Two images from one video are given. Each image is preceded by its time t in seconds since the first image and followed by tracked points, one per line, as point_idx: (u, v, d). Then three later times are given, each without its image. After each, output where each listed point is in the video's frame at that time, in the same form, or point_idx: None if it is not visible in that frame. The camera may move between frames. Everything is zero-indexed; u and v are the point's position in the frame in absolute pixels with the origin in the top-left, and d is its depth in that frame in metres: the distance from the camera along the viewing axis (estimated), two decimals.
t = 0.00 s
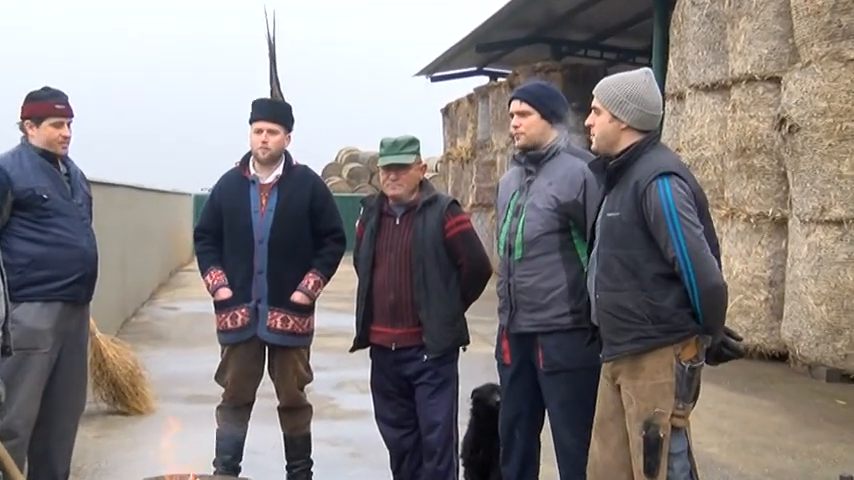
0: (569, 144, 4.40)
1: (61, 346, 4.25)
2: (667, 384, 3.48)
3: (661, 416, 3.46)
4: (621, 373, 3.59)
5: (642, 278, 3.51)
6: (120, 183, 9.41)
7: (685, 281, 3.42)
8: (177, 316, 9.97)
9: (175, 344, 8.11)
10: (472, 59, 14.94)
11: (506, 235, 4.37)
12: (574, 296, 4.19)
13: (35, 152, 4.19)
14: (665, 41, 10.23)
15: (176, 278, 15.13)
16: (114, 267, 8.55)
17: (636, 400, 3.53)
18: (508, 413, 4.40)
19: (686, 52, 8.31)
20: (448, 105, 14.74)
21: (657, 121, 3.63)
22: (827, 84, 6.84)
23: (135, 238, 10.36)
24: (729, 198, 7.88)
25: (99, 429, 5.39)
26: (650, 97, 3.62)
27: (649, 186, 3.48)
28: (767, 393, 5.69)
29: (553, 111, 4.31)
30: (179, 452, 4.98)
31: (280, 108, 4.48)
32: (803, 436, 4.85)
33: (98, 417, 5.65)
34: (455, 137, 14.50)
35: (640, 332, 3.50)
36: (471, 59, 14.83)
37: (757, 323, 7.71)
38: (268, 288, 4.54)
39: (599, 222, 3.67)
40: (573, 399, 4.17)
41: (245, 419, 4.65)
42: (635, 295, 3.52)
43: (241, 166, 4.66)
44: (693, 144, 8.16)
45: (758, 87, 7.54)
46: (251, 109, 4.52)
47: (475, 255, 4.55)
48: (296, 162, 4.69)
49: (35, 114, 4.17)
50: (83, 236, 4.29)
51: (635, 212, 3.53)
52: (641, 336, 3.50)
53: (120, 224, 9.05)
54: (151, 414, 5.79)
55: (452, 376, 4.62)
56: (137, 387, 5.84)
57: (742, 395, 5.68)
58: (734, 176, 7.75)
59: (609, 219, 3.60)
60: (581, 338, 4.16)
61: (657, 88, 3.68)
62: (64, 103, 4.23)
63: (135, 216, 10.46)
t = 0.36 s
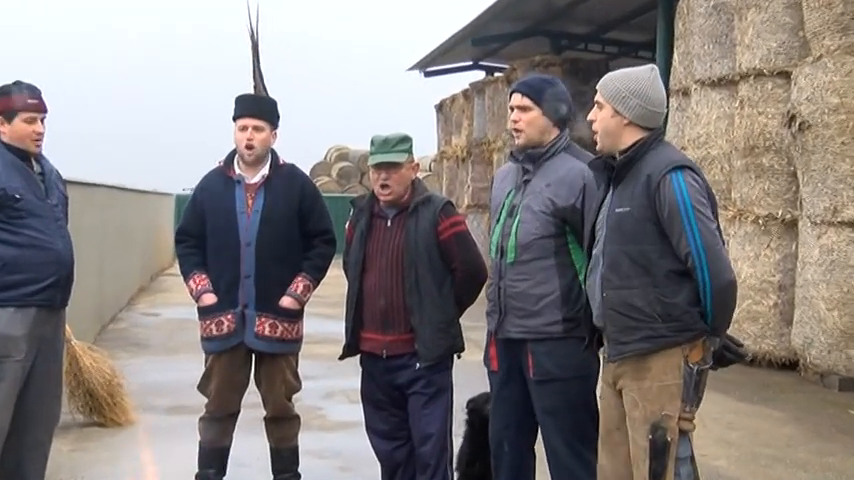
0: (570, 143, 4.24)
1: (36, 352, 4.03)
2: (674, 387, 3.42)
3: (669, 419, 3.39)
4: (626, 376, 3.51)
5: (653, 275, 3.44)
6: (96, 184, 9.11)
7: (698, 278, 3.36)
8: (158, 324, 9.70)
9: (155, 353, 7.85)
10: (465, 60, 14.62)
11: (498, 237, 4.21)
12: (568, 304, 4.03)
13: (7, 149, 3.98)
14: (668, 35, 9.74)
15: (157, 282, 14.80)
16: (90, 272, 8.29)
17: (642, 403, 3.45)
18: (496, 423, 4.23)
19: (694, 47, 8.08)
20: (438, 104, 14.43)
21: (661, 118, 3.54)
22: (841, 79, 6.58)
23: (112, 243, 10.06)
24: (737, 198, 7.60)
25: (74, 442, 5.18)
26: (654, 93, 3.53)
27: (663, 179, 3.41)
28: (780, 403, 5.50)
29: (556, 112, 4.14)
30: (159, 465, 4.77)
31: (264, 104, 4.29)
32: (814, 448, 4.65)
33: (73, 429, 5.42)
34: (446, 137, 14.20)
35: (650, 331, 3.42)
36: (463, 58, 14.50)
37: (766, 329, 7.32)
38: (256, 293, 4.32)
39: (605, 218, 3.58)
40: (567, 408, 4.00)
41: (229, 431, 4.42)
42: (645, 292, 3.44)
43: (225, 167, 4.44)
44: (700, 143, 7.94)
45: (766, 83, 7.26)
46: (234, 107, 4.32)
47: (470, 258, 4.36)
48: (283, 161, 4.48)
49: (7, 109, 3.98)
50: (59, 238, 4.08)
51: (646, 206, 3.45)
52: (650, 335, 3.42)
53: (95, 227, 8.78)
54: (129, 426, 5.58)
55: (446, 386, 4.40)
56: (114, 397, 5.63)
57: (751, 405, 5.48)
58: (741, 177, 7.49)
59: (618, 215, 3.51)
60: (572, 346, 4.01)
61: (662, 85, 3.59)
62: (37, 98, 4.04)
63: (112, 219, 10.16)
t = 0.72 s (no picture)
0: (570, 140, 4.04)
1: (8, 360, 3.81)
2: (684, 391, 3.34)
3: (674, 423, 3.32)
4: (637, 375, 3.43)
5: (666, 276, 3.35)
6: (73, 184, 8.84)
7: (714, 275, 3.27)
8: (140, 330, 9.43)
9: (136, 360, 7.62)
10: (461, 54, 14.29)
11: (492, 238, 4.01)
12: (565, 310, 3.82)
13: None
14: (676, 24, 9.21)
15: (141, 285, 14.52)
16: (65, 277, 8.04)
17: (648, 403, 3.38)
18: (489, 433, 4.03)
19: (700, 38, 7.69)
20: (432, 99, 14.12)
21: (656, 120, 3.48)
22: None
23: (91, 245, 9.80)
24: (746, 198, 7.25)
25: (50, 456, 4.97)
26: (647, 94, 3.48)
27: (672, 175, 3.34)
28: (791, 413, 5.34)
29: (557, 107, 3.95)
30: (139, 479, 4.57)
31: (246, 97, 4.07)
32: (827, 461, 4.48)
33: (49, 442, 5.21)
34: (442, 135, 13.91)
35: (665, 333, 3.32)
36: (460, 52, 14.18)
37: (777, 335, 7.03)
38: (241, 297, 4.11)
39: (611, 221, 3.48)
40: (565, 417, 3.80)
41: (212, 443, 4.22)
42: (659, 294, 3.34)
43: (206, 165, 4.23)
44: (707, 139, 7.52)
45: (777, 77, 6.91)
46: (216, 103, 4.10)
47: (465, 260, 4.16)
48: (269, 158, 4.26)
49: None
50: (31, 239, 3.86)
51: (657, 204, 3.37)
52: (666, 338, 3.32)
53: (70, 230, 8.54)
54: (107, 438, 5.39)
55: (441, 393, 4.20)
56: (92, 409, 5.43)
57: (761, 415, 5.32)
58: (751, 175, 7.13)
59: (626, 216, 3.42)
60: (569, 353, 3.82)
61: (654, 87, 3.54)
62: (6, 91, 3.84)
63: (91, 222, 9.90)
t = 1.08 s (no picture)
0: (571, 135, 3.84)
1: None
2: (699, 403, 3.23)
3: (695, 439, 3.21)
4: (646, 391, 3.30)
5: (671, 284, 3.24)
6: (46, 182, 8.52)
7: (720, 282, 3.17)
8: (119, 336, 9.18)
9: (115, 368, 7.41)
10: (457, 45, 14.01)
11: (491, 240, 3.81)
12: (570, 314, 3.63)
13: None
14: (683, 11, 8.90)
15: (119, 288, 14.21)
16: (39, 281, 7.80)
17: (665, 421, 3.26)
18: (488, 443, 3.82)
19: (710, 30, 7.43)
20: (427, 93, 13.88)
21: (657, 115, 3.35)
22: None
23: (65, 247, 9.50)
24: (757, 196, 6.98)
25: (24, 470, 4.77)
26: (647, 89, 3.35)
27: (673, 179, 3.21)
28: (803, 423, 5.31)
29: (554, 100, 3.75)
30: None
31: (229, 91, 3.89)
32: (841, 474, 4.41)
33: (24, 456, 5.00)
34: (438, 130, 13.67)
35: (672, 344, 3.22)
36: (456, 44, 13.92)
37: (790, 340, 6.73)
38: (225, 301, 3.92)
39: (612, 226, 3.35)
40: (569, 424, 3.61)
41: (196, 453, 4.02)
42: (664, 303, 3.24)
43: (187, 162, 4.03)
44: (717, 136, 7.26)
45: (790, 69, 6.66)
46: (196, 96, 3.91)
47: (462, 262, 3.97)
48: (252, 154, 4.06)
49: None
50: (4, 240, 3.64)
51: (659, 209, 3.25)
52: (674, 348, 3.22)
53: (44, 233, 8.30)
54: (83, 447, 5.19)
55: (437, 401, 4.01)
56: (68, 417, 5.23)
57: (774, 426, 5.28)
58: (762, 172, 6.85)
59: (628, 223, 3.30)
60: (573, 359, 3.62)
61: (654, 80, 3.41)
62: None
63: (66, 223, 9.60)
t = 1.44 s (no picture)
0: (572, 131, 3.65)
1: None
2: (707, 412, 3.04)
3: (702, 450, 3.03)
4: (651, 398, 3.10)
5: (681, 285, 3.03)
6: (18, 180, 8.18)
7: (732, 286, 2.98)
8: (97, 343, 8.93)
9: (93, 377, 7.21)
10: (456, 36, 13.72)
11: (495, 240, 3.62)
12: (583, 316, 3.46)
13: None
14: None
15: (98, 292, 13.92)
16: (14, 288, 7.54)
17: (670, 430, 3.07)
18: (494, 457, 3.64)
19: (718, 15, 7.03)
20: (424, 85, 13.65)
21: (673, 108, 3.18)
22: None
23: (40, 248, 9.21)
24: (770, 195, 6.67)
25: None
26: (665, 80, 3.17)
27: (687, 175, 3.02)
28: (820, 433, 5.31)
29: (553, 94, 3.56)
30: None
31: (210, 86, 3.84)
32: None
33: None
34: (435, 125, 13.43)
35: (680, 348, 3.02)
36: (454, 34, 13.65)
37: (804, 346, 6.43)
38: (207, 305, 3.89)
39: (620, 223, 3.15)
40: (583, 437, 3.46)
41: (178, 465, 4.00)
42: (672, 306, 3.03)
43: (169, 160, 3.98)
44: (727, 131, 6.90)
45: (804, 61, 6.35)
46: (177, 91, 3.85)
47: (459, 263, 3.77)
48: (234, 150, 4.02)
49: None
50: None
51: (672, 206, 3.05)
52: (681, 353, 3.02)
53: (20, 237, 8.04)
54: (60, 458, 5.02)
55: (433, 411, 3.82)
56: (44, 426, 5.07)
57: (788, 436, 5.28)
58: (774, 170, 6.55)
59: (639, 220, 3.10)
60: (587, 364, 3.45)
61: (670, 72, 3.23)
62: None
63: (40, 225, 9.31)
